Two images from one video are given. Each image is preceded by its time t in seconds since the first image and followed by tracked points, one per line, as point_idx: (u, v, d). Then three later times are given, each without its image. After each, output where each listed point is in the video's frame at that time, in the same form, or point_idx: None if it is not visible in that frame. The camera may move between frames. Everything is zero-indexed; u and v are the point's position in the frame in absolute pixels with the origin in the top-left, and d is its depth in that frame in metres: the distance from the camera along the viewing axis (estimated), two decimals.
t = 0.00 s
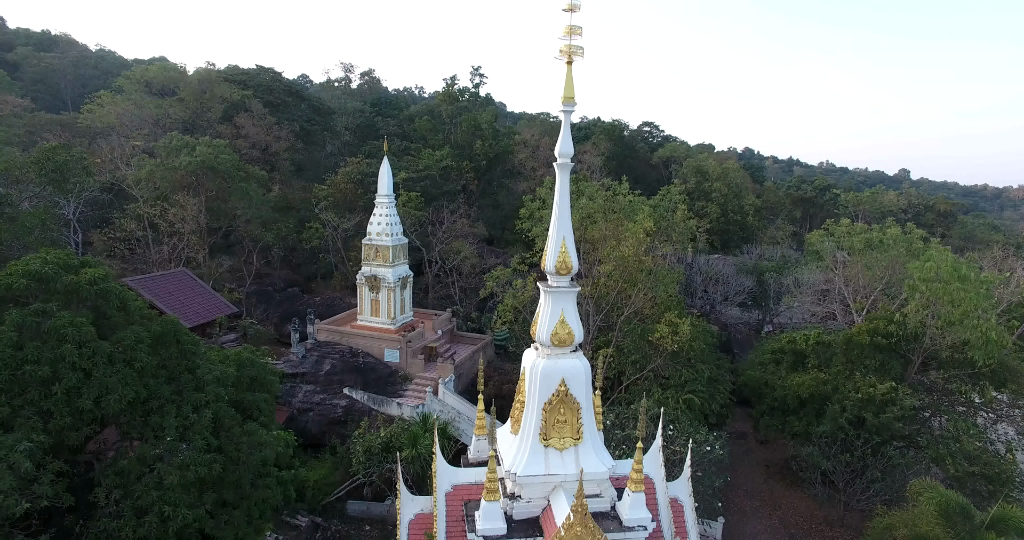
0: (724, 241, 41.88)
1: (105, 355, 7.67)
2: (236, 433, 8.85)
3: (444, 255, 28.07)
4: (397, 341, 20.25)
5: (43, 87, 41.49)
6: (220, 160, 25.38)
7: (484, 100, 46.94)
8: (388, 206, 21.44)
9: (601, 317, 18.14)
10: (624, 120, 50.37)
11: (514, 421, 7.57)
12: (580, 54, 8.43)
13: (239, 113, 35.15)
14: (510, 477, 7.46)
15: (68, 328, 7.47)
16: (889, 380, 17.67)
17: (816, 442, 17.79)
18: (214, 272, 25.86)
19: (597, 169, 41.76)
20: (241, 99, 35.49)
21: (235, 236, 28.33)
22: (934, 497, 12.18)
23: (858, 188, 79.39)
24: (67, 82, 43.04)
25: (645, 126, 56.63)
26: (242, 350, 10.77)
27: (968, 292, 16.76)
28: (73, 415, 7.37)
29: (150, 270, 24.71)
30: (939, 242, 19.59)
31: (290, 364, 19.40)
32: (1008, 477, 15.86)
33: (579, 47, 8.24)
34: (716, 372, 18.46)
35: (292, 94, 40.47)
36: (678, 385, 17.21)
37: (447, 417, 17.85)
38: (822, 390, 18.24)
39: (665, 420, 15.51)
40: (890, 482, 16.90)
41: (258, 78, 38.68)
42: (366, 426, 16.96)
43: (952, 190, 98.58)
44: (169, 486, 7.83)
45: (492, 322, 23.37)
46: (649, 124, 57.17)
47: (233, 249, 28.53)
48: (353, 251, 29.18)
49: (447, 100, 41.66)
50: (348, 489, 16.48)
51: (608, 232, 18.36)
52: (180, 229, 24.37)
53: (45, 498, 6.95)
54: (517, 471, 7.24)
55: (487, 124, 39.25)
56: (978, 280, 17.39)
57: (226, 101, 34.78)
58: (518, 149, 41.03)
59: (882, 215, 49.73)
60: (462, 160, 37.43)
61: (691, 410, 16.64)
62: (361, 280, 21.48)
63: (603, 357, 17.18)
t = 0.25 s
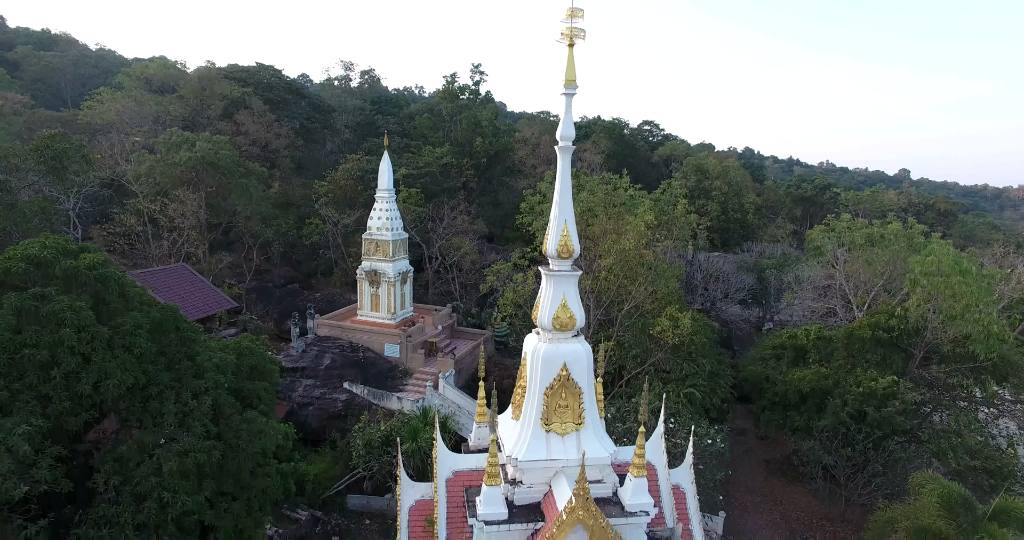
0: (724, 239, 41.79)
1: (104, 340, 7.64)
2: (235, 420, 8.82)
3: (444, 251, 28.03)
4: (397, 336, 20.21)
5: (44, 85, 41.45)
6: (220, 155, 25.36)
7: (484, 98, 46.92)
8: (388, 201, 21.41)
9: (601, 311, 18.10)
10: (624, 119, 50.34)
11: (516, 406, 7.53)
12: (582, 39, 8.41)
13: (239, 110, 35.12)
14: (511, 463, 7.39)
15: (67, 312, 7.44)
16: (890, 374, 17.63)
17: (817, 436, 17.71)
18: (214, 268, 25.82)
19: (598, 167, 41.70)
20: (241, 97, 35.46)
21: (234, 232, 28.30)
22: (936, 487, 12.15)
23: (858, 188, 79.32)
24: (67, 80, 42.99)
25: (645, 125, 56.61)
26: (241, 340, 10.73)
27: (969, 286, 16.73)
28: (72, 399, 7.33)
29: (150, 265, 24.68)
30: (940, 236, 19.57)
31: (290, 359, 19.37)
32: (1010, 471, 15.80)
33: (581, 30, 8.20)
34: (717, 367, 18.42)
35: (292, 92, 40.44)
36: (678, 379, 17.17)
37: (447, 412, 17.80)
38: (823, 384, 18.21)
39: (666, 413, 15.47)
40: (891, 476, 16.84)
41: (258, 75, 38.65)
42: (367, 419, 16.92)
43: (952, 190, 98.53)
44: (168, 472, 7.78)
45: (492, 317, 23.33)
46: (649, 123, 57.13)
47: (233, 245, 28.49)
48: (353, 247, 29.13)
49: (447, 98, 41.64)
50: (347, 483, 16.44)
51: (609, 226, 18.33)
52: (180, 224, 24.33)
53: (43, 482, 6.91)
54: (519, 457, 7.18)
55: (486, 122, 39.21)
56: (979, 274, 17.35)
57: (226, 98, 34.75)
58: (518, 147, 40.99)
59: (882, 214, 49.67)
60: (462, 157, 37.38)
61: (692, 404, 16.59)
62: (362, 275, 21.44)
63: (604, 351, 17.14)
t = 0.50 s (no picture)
0: (725, 237, 41.73)
1: (103, 325, 7.60)
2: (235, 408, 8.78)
3: (445, 247, 28.00)
4: (398, 331, 20.17)
5: (43, 83, 41.35)
6: (220, 151, 25.31)
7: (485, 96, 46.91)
8: (388, 195, 21.37)
9: (602, 305, 18.06)
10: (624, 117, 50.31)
11: (517, 391, 7.48)
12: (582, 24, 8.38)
13: (239, 107, 35.09)
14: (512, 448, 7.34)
15: (66, 296, 7.41)
16: (892, 368, 17.59)
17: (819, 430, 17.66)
18: (214, 264, 25.79)
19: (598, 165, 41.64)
20: (241, 94, 35.44)
21: (234, 228, 28.27)
22: (938, 478, 12.13)
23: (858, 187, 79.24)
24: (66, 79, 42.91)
25: (645, 123, 56.58)
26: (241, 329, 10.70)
27: (971, 279, 16.69)
28: (70, 384, 7.30)
29: (150, 261, 24.65)
30: (941, 230, 19.51)
31: (290, 353, 19.34)
32: (1011, 464, 15.76)
33: (582, 14, 8.18)
34: (718, 361, 18.37)
35: (292, 90, 40.38)
36: (679, 373, 17.13)
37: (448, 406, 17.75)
38: (825, 378, 18.16)
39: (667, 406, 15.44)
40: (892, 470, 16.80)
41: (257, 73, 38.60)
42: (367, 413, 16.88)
43: (952, 189, 98.44)
44: (167, 458, 7.77)
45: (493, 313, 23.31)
46: (649, 121, 57.10)
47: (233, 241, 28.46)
48: (353, 244, 29.09)
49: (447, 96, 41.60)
50: (348, 477, 16.42)
51: (609, 220, 18.30)
52: (180, 219, 24.30)
53: (42, 467, 6.89)
54: (520, 442, 7.13)
55: (486, 119, 39.16)
56: (981, 267, 17.32)
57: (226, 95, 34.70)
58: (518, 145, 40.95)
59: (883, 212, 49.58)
60: (462, 154, 37.35)
61: (694, 398, 16.54)
62: (362, 270, 21.42)
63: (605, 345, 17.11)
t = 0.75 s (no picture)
0: (725, 236, 41.70)
1: (103, 310, 7.58)
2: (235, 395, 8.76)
3: (445, 244, 27.98)
4: (398, 326, 20.15)
5: (43, 82, 41.27)
6: (220, 147, 25.27)
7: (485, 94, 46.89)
8: (388, 191, 21.34)
9: (603, 300, 18.04)
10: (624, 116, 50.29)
11: (517, 377, 7.44)
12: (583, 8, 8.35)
13: (240, 104, 35.08)
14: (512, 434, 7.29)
15: (64, 281, 7.38)
16: (893, 362, 17.55)
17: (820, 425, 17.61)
18: (214, 260, 25.77)
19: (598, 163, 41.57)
20: (242, 92, 35.42)
21: (235, 224, 28.24)
22: (939, 470, 12.13)
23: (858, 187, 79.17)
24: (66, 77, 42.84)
25: (646, 122, 56.59)
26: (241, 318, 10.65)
27: (972, 273, 16.67)
28: (69, 369, 7.27)
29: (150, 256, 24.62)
30: (942, 225, 19.48)
31: (290, 348, 19.33)
32: (1012, 458, 15.74)
33: None
34: (719, 355, 18.34)
35: (292, 88, 40.31)
36: (680, 368, 17.10)
37: (448, 400, 17.72)
38: (825, 373, 18.12)
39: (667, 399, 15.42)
40: (893, 465, 16.75)
41: (258, 70, 38.58)
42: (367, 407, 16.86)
43: (953, 190, 98.37)
44: (166, 445, 7.74)
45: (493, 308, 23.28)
46: (649, 120, 57.09)
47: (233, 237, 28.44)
48: (353, 240, 29.04)
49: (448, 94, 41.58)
50: (347, 471, 16.38)
51: (610, 214, 18.28)
52: (180, 215, 24.27)
53: (41, 451, 6.87)
54: (520, 427, 7.08)
55: (486, 117, 39.11)
56: (982, 262, 17.30)
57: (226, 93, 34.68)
58: (518, 142, 40.88)
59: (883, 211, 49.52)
60: (462, 152, 37.34)
61: (694, 392, 16.51)
62: (362, 265, 21.39)
63: (605, 339, 17.08)
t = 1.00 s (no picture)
0: (725, 234, 41.64)
1: (101, 295, 7.55)
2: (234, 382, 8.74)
3: (445, 240, 27.96)
4: (398, 320, 20.12)
5: (42, 80, 41.21)
6: (220, 143, 25.25)
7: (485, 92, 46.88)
8: (388, 185, 21.32)
9: (603, 294, 18.02)
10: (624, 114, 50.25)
11: (518, 362, 7.41)
12: None
13: (240, 102, 35.05)
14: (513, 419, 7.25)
15: (63, 265, 7.33)
16: (893, 356, 17.53)
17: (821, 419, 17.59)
18: (213, 256, 25.73)
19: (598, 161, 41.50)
20: (242, 89, 35.39)
21: (234, 220, 28.21)
22: (941, 461, 12.11)
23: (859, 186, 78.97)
24: (66, 76, 42.77)
25: (646, 121, 56.56)
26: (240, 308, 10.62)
27: (973, 266, 16.65)
28: (67, 354, 7.24)
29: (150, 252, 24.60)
30: (943, 219, 19.46)
31: (290, 342, 19.31)
32: (1014, 452, 15.69)
33: None
34: (719, 350, 18.31)
35: (293, 85, 40.29)
36: (680, 361, 17.07)
37: (448, 394, 17.69)
38: (826, 367, 18.09)
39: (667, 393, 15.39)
40: (894, 459, 16.70)
41: (258, 67, 38.55)
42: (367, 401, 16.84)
43: (953, 190, 98.18)
44: (165, 431, 7.74)
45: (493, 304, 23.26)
46: (649, 119, 57.05)
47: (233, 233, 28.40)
48: (353, 237, 29.00)
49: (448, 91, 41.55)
50: (347, 465, 16.31)
51: (610, 208, 18.26)
52: (179, 210, 24.24)
53: (39, 436, 6.84)
54: (521, 411, 7.04)
55: (486, 114, 39.07)
56: (983, 255, 17.27)
57: (226, 90, 34.65)
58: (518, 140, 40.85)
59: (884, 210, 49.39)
60: (462, 149, 37.29)
61: (695, 386, 16.48)
62: (362, 260, 21.37)
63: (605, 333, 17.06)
